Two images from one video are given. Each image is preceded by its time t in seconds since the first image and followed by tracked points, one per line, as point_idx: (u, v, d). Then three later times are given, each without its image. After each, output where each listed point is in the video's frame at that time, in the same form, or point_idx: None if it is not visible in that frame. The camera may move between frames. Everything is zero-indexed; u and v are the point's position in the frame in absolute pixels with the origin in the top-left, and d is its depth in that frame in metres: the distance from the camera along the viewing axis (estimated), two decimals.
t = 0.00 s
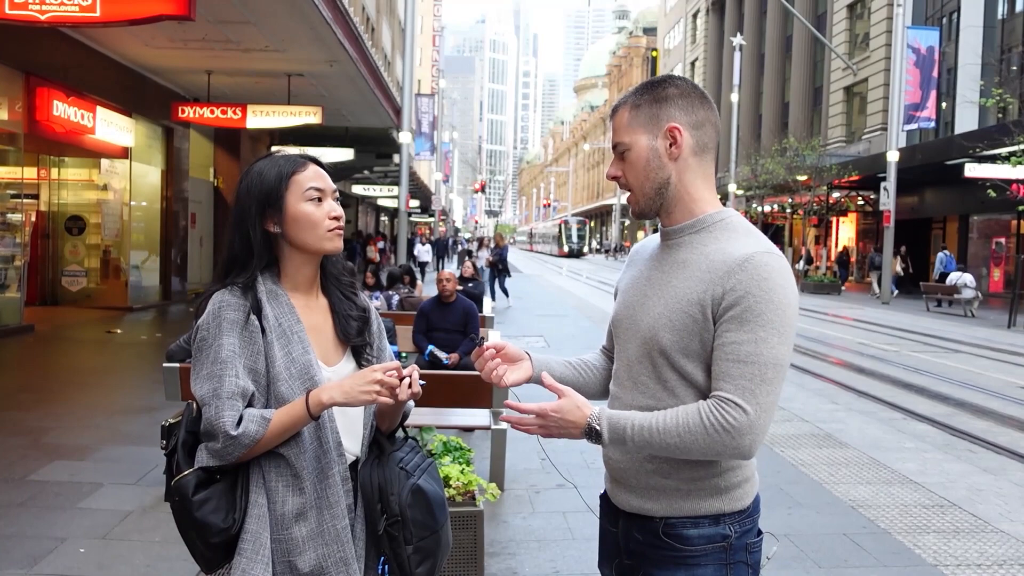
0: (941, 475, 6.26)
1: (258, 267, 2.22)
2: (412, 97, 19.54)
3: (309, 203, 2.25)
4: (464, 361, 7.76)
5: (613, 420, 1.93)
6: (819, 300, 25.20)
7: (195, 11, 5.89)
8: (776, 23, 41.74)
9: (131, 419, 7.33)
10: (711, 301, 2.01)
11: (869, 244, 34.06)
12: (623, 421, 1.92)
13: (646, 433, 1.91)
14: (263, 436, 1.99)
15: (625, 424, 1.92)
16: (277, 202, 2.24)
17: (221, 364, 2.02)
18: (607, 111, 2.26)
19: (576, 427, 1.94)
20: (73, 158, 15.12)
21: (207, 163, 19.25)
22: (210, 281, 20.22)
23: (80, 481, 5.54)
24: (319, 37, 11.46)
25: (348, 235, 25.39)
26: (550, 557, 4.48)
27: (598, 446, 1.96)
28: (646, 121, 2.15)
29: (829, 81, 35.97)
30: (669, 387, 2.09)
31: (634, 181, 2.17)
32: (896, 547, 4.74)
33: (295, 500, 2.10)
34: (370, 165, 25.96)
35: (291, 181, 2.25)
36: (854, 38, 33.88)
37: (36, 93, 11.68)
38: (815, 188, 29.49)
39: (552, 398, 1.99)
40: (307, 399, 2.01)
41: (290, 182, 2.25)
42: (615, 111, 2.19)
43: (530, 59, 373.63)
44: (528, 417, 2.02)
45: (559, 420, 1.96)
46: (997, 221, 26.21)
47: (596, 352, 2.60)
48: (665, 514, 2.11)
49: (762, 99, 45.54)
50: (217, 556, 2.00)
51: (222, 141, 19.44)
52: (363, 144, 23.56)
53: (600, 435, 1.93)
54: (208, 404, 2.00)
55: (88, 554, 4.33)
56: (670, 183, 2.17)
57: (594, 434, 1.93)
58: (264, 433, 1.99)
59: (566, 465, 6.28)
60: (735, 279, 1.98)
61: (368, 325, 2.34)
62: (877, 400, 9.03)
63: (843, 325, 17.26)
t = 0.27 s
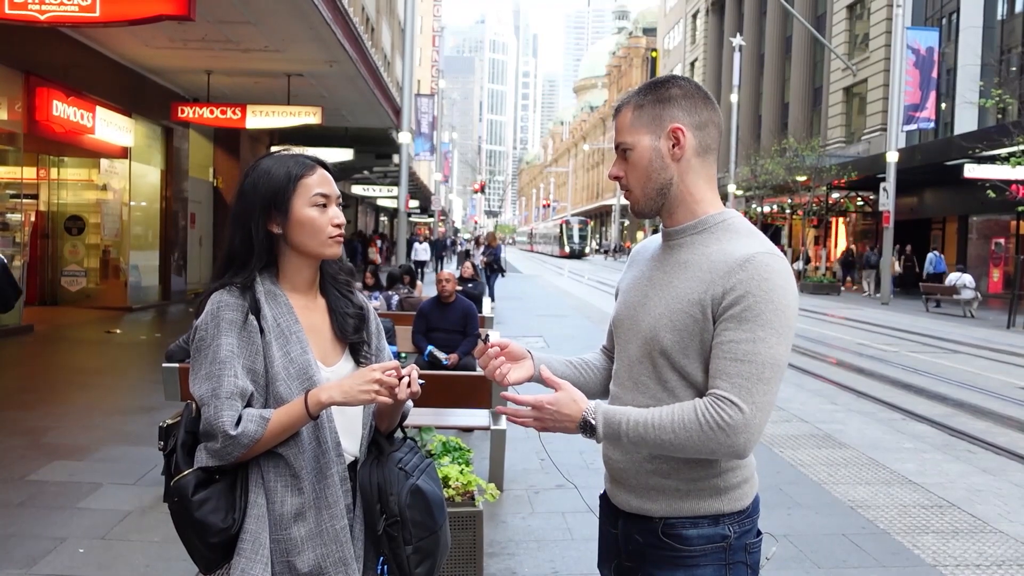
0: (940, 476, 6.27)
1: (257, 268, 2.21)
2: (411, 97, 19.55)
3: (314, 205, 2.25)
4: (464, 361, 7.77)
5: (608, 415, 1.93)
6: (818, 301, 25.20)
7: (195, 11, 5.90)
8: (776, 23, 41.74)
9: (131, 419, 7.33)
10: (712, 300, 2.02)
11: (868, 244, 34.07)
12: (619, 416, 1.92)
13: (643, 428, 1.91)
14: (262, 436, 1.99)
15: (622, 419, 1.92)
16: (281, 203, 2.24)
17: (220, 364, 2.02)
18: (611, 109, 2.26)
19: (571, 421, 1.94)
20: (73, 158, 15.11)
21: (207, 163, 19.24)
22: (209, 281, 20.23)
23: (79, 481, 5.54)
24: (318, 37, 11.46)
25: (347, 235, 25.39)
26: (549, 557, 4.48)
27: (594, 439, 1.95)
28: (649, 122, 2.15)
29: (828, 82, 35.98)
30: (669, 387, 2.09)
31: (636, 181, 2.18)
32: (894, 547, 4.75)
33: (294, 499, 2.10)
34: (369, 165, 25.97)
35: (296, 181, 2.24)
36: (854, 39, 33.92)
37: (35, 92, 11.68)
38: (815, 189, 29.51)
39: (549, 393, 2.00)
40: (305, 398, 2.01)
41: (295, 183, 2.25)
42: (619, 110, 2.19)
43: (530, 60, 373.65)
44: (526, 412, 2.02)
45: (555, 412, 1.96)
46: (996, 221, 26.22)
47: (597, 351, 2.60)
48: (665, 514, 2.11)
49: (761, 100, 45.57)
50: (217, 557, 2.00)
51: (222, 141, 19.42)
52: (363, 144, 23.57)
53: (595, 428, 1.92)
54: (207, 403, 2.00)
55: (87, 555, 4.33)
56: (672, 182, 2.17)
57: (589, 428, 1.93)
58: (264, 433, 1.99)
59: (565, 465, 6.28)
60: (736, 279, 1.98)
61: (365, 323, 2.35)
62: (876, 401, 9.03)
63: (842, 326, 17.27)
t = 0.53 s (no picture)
0: (939, 476, 6.27)
1: (256, 267, 2.21)
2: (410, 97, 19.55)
3: (313, 206, 2.24)
4: (463, 361, 7.76)
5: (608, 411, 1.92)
6: (817, 301, 25.21)
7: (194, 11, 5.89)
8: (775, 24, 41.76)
9: (129, 419, 7.33)
10: (712, 300, 2.02)
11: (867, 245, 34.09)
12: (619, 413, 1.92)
13: (643, 426, 1.90)
14: (260, 437, 1.99)
15: (622, 415, 1.91)
16: (281, 203, 2.24)
17: (218, 365, 2.02)
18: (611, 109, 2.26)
19: (570, 415, 1.94)
20: (72, 158, 15.02)
21: (206, 163, 19.23)
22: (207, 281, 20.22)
23: (78, 481, 5.54)
24: (317, 37, 11.46)
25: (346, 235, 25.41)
26: (548, 557, 4.48)
27: (592, 435, 1.95)
28: (648, 123, 2.15)
29: (827, 82, 35.99)
30: (669, 388, 2.09)
31: (637, 182, 2.18)
32: (893, 547, 4.75)
33: (292, 499, 2.10)
34: (369, 165, 25.96)
35: (295, 181, 2.24)
36: (853, 39, 33.94)
37: (34, 92, 11.64)
38: (814, 190, 29.53)
39: (547, 387, 1.99)
40: (304, 399, 2.01)
41: (295, 183, 2.24)
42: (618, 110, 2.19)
43: (529, 60, 373.68)
44: (523, 405, 2.01)
45: (553, 406, 1.95)
46: (995, 222, 26.25)
47: (596, 350, 2.60)
48: (664, 513, 2.11)
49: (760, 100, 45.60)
50: (215, 557, 2.00)
51: (221, 141, 19.41)
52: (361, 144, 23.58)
53: (594, 424, 1.92)
54: (206, 403, 2.00)
55: (85, 555, 4.33)
56: (672, 182, 2.17)
57: (588, 423, 1.93)
58: (261, 433, 1.99)
59: (565, 466, 6.28)
60: (736, 279, 1.98)
61: (364, 323, 2.34)
62: (875, 401, 9.04)
63: (840, 326, 17.29)
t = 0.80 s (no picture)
0: (938, 476, 6.28)
1: (255, 268, 2.21)
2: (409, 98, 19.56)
3: (310, 208, 2.24)
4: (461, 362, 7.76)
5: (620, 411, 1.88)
6: (816, 302, 25.22)
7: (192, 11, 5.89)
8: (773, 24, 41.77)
9: (128, 420, 7.33)
10: (716, 301, 2.02)
11: (866, 245, 34.11)
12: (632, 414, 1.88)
13: (653, 428, 1.87)
14: (259, 438, 1.99)
15: (635, 415, 1.87)
16: (278, 204, 2.24)
17: (218, 365, 2.02)
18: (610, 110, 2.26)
19: (574, 417, 1.89)
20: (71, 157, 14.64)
21: (204, 164, 19.20)
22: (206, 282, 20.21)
23: (76, 481, 5.54)
24: (316, 38, 11.46)
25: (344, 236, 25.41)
26: (546, 558, 4.48)
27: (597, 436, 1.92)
28: (645, 125, 2.15)
29: (826, 83, 36.01)
30: (670, 388, 2.10)
31: (634, 184, 2.18)
32: (892, 548, 4.75)
33: (291, 500, 2.09)
34: (367, 166, 25.96)
35: (293, 183, 2.24)
36: (851, 40, 33.97)
37: (32, 92, 11.66)
38: (812, 190, 29.55)
39: (548, 388, 1.93)
40: (303, 400, 2.01)
41: (292, 184, 2.24)
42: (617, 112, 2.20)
43: (528, 61, 373.69)
44: (522, 406, 1.97)
45: (554, 410, 1.90)
46: (993, 222, 26.27)
47: (594, 349, 2.60)
48: (665, 514, 2.11)
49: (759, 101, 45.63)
50: (214, 557, 2.00)
51: (219, 142, 19.40)
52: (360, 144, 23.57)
53: (600, 426, 1.89)
54: (205, 404, 2.00)
55: (84, 555, 4.33)
56: (668, 185, 2.17)
57: (594, 426, 1.89)
58: (261, 433, 1.99)
59: (564, 467, 6.28)
60: (739, 278, 1.99)
61: (363, 324, 2.34)
62: (873, 401, 9.05)
63: (838, 327, 17.30)
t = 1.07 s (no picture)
0: (936, 477, 6.28)
1: (254, 269, 2.21)
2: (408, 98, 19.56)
3: (308, 210, 2.24)
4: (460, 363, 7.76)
5: (622, 394, 1.86)
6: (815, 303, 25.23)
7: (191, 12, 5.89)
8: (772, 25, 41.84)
9: (126, 420, 7.32)
10: (715, 297, 2.02)
11: (864, 246, 34.14)
12: (634, 398, 1.85)
13: (654, 413, 1.84)
14: (259, 439, 1.99)
15: (637, 400, 1.85)
16: (276, 206, 2.23)
17: (218, 367, 2.02)
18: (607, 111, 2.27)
19: (576, 396, 1.87)
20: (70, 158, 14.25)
21: (203, 165, 19.19)
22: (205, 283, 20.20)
23: (74, 483, 5.53)
24: (315, 39, 11.45)
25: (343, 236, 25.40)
26: (545, 559, 4.48)
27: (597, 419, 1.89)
28: (641, 128, 2.15)
29: (824, 84, 36.03)
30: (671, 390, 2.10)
31: (632, 186, 2.19)
32: (890, 549, 4.75)
33: (291, 501, 2.09)
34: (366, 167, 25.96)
35: (291, 184, 2.24)
36: (850, 41, 34.00)
37: (30, 93, 11.65)
38: (811, 191, 29.58)
39: (552, 363, 1.91)
40: (303, 400, 2.01)
41: (291, 186, 2.24)
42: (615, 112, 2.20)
43: (527, 62, 373.73)
44: (527, 377, 1.95)
45: (557, 385, 1.89)
46: (991, 223, 26.30)
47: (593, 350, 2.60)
48: (664, 515, 2.11)
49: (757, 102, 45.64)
50: (213, 558, 2.00)
51: (218, 143, 19.39)
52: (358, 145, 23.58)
53: (600, 407, 1.86)
54: (205, 406, 2.00)
55: (82, 556, 4.32)
56: (665, 188, 2.17)
57: (593, 406, 1.86)
58: (261, 435, 1.99)
59: (563, 468, 6.28)
60: (738, 275, 1.99)
61: (362, 325, 2.34)
62: (872, 402, 9.06)
63: (837, 328, 17.32)
